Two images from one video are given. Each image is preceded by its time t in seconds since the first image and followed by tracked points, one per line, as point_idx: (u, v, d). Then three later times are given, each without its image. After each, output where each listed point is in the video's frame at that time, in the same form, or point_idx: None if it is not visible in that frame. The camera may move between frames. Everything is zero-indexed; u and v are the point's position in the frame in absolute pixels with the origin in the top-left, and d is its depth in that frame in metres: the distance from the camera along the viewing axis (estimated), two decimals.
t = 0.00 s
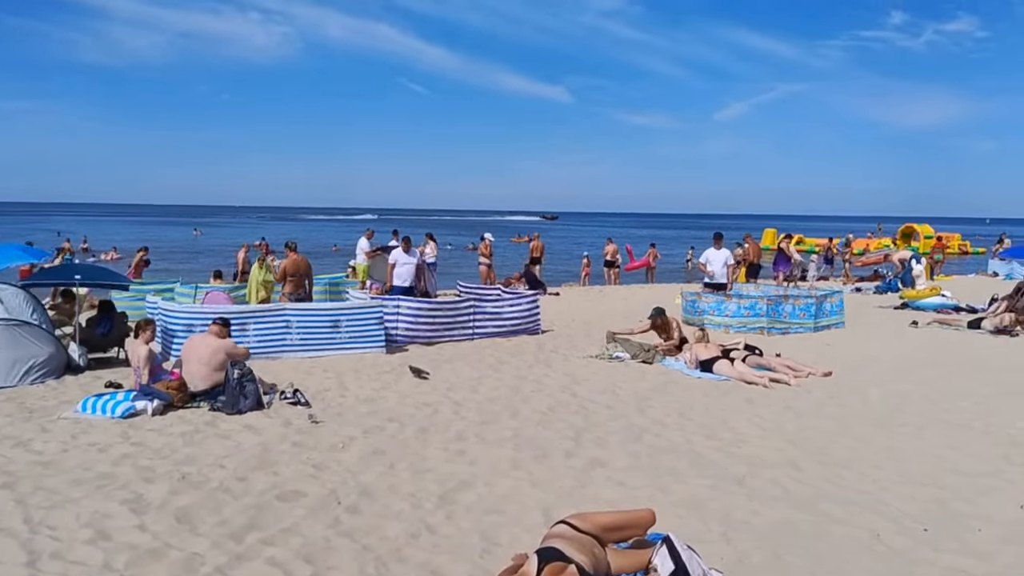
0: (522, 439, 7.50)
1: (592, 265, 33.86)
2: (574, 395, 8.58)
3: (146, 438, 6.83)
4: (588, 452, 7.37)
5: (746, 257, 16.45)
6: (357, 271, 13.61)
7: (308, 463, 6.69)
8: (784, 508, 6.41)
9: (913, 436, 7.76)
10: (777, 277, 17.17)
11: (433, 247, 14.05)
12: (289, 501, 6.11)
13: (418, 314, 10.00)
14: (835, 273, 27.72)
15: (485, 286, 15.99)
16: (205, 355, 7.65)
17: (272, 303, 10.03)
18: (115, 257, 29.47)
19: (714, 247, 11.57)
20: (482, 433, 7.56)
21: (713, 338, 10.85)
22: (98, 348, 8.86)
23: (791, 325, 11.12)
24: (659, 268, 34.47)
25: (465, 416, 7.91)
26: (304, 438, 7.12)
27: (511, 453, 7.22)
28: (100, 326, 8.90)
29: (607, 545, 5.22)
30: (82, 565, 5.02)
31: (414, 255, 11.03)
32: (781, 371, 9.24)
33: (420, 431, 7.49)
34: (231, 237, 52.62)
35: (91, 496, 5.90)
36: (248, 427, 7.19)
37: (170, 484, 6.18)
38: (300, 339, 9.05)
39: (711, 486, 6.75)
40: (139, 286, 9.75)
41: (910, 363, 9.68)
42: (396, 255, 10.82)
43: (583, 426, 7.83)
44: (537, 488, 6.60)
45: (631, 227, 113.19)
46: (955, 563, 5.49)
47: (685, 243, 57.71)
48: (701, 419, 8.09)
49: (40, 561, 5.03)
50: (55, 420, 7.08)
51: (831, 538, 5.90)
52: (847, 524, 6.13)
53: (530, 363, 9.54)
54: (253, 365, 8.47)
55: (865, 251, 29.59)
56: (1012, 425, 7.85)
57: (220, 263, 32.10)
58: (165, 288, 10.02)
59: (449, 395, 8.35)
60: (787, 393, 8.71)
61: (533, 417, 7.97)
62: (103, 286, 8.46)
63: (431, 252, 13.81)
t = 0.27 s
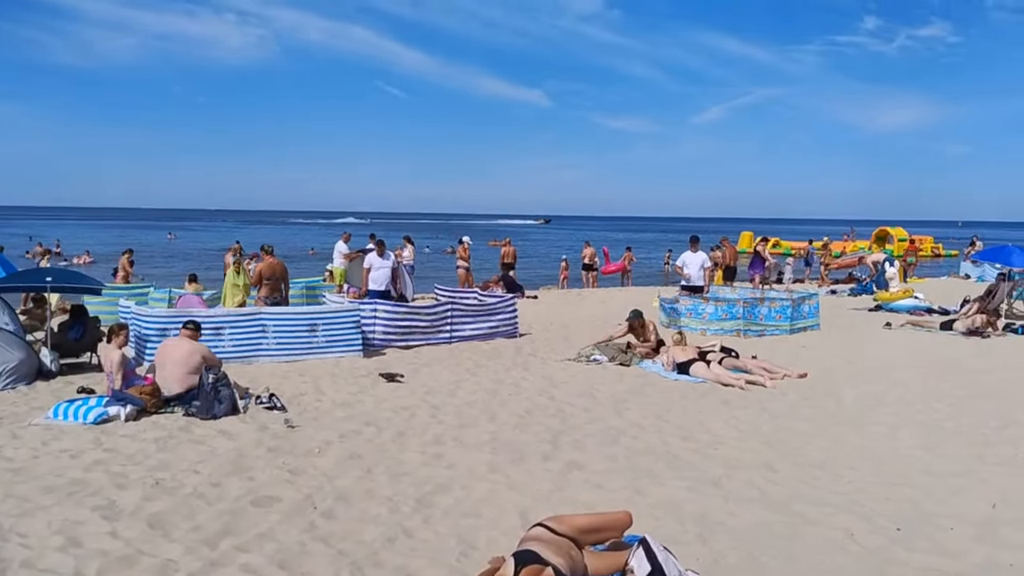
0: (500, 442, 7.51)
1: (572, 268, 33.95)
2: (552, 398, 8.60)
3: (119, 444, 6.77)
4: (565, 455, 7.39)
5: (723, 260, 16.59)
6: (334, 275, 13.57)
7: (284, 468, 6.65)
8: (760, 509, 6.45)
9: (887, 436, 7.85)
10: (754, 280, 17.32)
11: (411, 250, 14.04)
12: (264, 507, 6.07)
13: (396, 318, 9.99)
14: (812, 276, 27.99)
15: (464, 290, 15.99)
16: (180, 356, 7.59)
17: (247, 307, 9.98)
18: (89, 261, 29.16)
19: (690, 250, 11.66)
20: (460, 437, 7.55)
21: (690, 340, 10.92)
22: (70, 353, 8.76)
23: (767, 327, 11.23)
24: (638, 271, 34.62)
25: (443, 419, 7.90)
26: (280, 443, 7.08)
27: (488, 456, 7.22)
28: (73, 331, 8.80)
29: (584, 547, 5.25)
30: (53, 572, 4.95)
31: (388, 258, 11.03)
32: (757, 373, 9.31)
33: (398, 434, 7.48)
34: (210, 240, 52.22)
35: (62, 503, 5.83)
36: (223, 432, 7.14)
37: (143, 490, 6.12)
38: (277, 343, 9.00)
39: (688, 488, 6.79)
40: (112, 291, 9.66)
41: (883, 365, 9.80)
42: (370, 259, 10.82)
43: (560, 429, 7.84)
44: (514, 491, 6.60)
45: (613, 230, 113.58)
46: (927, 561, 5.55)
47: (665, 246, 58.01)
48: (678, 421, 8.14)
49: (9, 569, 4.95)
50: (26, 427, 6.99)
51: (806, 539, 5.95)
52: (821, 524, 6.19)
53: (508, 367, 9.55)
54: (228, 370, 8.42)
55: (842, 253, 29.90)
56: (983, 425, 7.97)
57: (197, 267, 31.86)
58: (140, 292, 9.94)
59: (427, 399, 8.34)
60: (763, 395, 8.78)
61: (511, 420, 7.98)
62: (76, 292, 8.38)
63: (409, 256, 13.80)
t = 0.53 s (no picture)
0: (485, 446, 7.52)
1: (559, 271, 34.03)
2: (537, 402, 8.62)
3: (101, 452, 6.73)
4: (551, 458, 7.41)
5: (708, 263, 16.68)
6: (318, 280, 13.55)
7: (268, 474, 6.63)
8: (744, 510, 6.49)
9: (870, 436, 7.92)
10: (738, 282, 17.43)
11: (396, 254, 14.04)
12: (249, 513, 6.05)
13: (381, 322, 9.99)
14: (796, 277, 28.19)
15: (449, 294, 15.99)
16: (162, 363, 7.58)
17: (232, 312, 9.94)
18: (68, 268, 28.99)
19: (675, 253, 11.72)
20: (446, 441, 7.56)
21: (675, 342, 10.98)
22: (52, 361, 8.70)
23: (751, 329, 11.30)
24: (625, 273, 34.77)
25: (428, 424, 7.90)
26: (265, 449, 7.06)
27: (474, 460, 7.22)
28: (55, 339, 8.74)
29: (570, 551, 5.25)
30: None
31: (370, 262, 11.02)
32: (742, 374, 9.37)
33: (383, 439, 7.47)
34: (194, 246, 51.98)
35: (44, 512, 5.79)
36: (207, 439, 7.12)
37: (126, 499, 6.09)
38: (261, 349, 8.97)
39: (673, 490, 6.82)
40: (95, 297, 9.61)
41: (867, 365, 9.88)
42: (351, 264, 10.81)
43: (546, 433, 7.86)
44: (500, 495, 6.61)
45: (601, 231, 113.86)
46: (910, 560, 5.60)
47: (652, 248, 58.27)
48: (663, 423, 8.17)
49: None
50: (7, 436, 6.94)
51: (791, 539, 5.99)
52: (805, 524, 6.23)
53: (493, 370, 9.57)
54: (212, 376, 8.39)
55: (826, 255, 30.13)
56: (964, 424, 8.05)
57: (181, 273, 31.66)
58: (123, 299, 9.88)
59: (412, 404, 8.34)
60: (747, 396, 8.84)
61: (496, 424, 7.99)
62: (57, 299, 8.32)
63: (394, 260, 13.79)
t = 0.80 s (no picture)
0: (475, 450, 7.52)
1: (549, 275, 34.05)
2: (527, 406, 8.63)
3: (89, 460, 6.71)
4: (541, 462, 7.42)
5: (697, 265, 16.73)
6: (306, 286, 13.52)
7: (257, 481, 6.62)
8: (733, 512, 6.52)
9: (858, 437, 7.96)
10: (727, 284, 17.49)
11: (386, 259, 14.04)
12: (238, 520, 6.03)
13: (370, 327, 10.00)
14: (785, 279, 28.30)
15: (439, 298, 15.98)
16: (151, 368, 7.58)
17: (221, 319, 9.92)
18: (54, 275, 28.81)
19: (663, 256, 11.75)
20: (435, 445, 7.56)
21: (664, 344, 11.01)
22: (39, 369, 8.66)
23: (740, 331, 11.36)
24: (615, 275, 34.84)
25: (418, 428, 7.90)
26: (254, 455, 7.05)
27: (464, 464, 7.23)
28: (41, 347, 8.71)
29: (560, 554, 5.25)
30: None
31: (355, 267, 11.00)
32: (730, 376, 9.41)
33: (372, 444, 7.47)
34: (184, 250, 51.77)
35: (31, 521, 5.76)
36: (196, 446, 7.10)
37: (114, 506, 6.07)
38: (250, 355, 8.96)
39: (662, 492, 6.84)
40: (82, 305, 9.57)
41: (854, 366, 9.94)
42: (335, 269, 10.82)
43: (535, 436, 7.88)
44: (490, 499, 6.62)
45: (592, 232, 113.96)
46: (897, 560, 5.64)
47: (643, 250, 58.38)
48: (653, 425, 8.20)
49: None
50: None
51: (779, 540, 6.01)
52: (794, 525, 6.26)
53: (483, 374, 9.58)
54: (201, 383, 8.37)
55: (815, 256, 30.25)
56: (951, 424, 8.11)
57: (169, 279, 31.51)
58: (110, 306, 9.85)
59: (402, 408, 8.34)
60: (736, 398, 8.88)
61: (486, 428, 8.00)
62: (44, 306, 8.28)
63: (382, 264, 13.79)
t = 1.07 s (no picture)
0: (463, 453, 7.52)
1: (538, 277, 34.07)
2: (515, 408, 8.64)
3: (74, 465, 6.67)
4: (529, 464, 7.43)
5: (684, 266, 16.77)
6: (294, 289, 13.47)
7: (244, 485, 6.60)
8: (721, 513, 6.54)
9: (845, 437, 8.01)
10: (715, 286, 17.55)
11: (374, 261, 14.02)
12: (225, 525, 6.00)
13: (358, 330, 9.98)
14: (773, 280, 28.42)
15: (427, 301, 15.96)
16: (136, 373, 7.55)
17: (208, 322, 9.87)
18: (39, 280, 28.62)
19: (651, 257, 11.77)
20: (423, 448, 7.56)
21: (652, 346, 11.04)
22: (23, 374, 8.60)
23: (727, 332, 11.40)
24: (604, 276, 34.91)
25: (406, 431, 7.90)
26: (241, 460, 7.03)
27: (452, 467, 7.23)
28: (26, 351, 8.64)
29: (548, 558, 5.24)
30: None
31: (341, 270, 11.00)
32: (718, 378, 9.44)
33: (360, 448, 7.46)
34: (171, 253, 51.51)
35: (16, 527, 5.72)
36: (182, 450, 7.08)
37: (100, 512, 6.03)
38: (236, 358, 8.93)
39: (650, 494, 6.86)
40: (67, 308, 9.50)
41: (841, 367, 9.99)
42: (321, 273, 10.83)
43: (524, 439, 7.88)
44: (478, 502, 6.62)
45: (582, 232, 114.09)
46: (883, 561, 5.67)
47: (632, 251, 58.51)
48: (641, 427, 8.22)
49: None
50: None
51: (767, 542, 6.04)
52: (781, 526, 6.29)
53: (471, 377, 9.58)
54: (188, 387, 8.33)
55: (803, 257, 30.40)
56: (936, 424, 8.17)
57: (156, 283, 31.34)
58: (96, 310, 9.79)
59: (390, 412, 8.33)
60: (724, 400, 8.91)
61: (474, 431, 8.00)
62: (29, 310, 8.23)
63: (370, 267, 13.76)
